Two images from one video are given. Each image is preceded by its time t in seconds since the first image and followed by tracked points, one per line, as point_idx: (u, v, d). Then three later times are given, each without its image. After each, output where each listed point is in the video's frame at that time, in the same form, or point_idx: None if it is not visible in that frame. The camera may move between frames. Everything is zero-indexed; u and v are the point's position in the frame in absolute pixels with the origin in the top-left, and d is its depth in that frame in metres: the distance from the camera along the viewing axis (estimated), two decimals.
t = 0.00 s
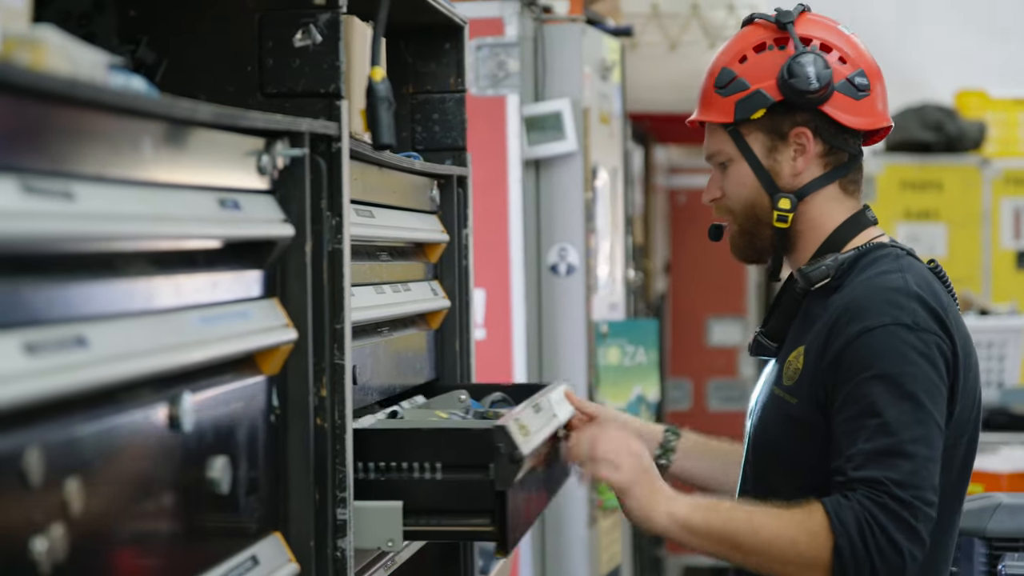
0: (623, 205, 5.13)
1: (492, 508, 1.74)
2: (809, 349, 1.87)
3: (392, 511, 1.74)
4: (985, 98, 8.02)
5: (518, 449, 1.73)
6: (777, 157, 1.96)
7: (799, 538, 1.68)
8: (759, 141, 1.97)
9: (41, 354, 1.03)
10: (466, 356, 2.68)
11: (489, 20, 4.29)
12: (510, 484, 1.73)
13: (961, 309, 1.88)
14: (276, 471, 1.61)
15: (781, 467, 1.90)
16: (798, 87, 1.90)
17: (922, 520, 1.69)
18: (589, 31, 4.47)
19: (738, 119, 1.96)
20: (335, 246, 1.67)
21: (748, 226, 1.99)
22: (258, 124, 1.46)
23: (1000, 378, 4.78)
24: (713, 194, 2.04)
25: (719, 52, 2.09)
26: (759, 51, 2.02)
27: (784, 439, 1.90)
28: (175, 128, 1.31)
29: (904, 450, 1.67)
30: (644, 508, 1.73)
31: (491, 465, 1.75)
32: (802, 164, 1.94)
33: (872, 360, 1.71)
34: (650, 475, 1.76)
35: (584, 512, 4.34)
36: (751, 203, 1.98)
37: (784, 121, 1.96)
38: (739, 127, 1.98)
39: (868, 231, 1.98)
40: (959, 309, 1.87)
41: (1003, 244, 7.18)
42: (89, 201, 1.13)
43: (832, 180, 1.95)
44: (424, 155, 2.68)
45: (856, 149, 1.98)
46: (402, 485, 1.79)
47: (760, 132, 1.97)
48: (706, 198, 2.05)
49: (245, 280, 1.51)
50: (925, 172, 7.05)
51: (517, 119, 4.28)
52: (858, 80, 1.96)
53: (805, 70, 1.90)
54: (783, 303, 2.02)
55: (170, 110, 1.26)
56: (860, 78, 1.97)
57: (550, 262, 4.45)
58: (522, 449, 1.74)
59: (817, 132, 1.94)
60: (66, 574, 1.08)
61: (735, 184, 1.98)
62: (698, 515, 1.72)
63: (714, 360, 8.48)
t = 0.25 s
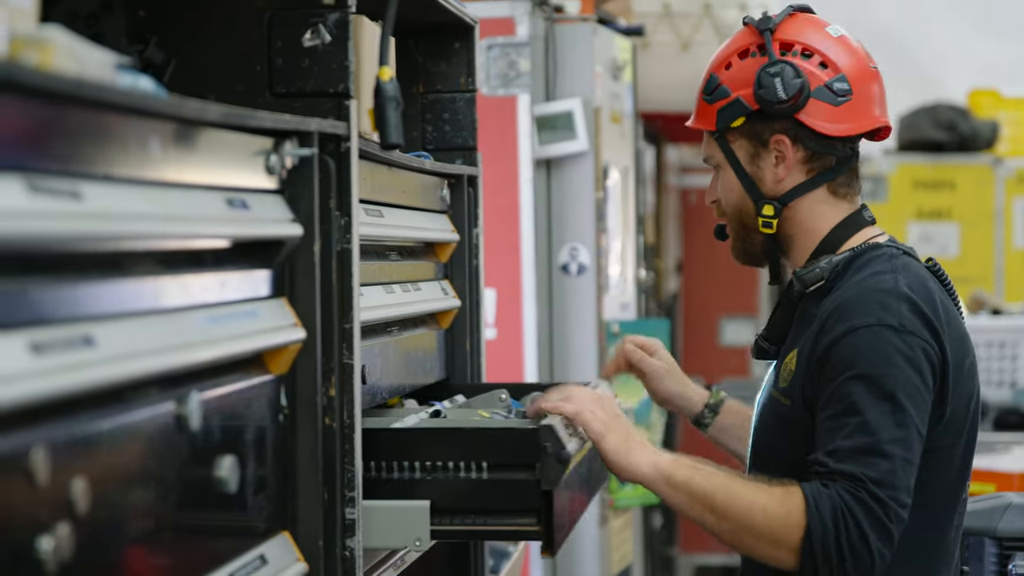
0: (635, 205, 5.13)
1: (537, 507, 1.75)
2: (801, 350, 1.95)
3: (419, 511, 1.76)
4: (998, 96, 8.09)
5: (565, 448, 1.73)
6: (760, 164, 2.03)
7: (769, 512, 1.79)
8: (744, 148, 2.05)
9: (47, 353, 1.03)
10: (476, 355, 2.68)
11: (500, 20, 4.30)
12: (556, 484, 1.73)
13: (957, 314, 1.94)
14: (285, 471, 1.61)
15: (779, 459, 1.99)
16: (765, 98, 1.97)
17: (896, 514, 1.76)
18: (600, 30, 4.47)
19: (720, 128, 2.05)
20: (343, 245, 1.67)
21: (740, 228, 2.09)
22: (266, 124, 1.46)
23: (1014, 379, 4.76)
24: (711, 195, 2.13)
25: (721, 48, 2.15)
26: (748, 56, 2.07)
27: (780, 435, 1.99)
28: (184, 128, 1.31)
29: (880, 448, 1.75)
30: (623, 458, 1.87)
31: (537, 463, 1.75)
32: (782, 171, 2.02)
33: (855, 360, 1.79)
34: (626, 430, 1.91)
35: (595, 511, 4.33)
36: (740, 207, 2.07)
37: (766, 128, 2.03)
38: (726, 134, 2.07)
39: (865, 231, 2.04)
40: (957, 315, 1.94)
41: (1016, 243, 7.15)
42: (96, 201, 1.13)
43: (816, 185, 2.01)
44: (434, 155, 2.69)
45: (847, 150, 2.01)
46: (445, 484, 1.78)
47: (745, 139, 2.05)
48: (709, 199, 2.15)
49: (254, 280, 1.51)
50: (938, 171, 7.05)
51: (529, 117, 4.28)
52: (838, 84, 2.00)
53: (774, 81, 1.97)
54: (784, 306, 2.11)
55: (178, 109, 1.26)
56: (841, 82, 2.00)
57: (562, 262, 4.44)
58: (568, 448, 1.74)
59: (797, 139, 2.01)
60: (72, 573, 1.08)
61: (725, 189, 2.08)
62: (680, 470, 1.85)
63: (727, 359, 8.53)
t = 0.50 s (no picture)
0: (638, 205, 5.13)
1: (566, 507, 1.74)
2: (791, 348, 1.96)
3: (428, 510, 1.77)
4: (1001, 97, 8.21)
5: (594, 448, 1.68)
6: (752, 163, 2.04)
7: (773, 514, 1.80)
8: (735, 148, 2.05)
9: (42, 353, 1.03)
10: (477, 354, 2.68)
11: (502, 20, 4.30)
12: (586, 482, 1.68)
13: (949, 308, 1.95)
14: (283, 471, 1.61)
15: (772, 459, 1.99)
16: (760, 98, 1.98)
17: (899, 510, 1.77)
18: (603, 30, 4.47)
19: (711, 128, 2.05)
20: (342, 245, 1.67)
21: (732, 228, 2.09)
22: (264, 124, 1.46)
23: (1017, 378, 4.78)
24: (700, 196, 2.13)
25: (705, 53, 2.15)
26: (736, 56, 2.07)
27: (773, 433, 1.99)
28: (181, 128, 1.31)
29: (881, 446, 1.75)
30: (631, 459, 1.85)
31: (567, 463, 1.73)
32: (775, 171, 2.02)
33: (849, 358, 1.79)
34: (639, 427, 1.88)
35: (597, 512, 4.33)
36: (731, 207, 2.07)
37: (758, 127, 2.03)
38: (717, 134, 2.07)
39: (856, 229, 2.05)
40: (948, 309, 1.94)
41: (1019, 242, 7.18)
42: (93, 201, 1.13)
43: (809, 184, 2.02)
44: (435, 155, 2.69)
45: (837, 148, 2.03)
46: (474, 483, 1.77)
47: (736, 139, 2.05)
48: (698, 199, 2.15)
49: (251, 280, 1.51)
50: (941, 171, 7.06)
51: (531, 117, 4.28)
52: (832, 83, 2.01)
53: (767, 81, 1.98)
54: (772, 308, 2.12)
55: (176, 109, 1.26)
56: (834, 82, 2.01)
57: (564, 261, 4.44)
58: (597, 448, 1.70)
59: (790, 138, 2.01)
60: (67, 572, 1.08)
61: (717, 188, 2.08)
62: (685, 475, 1.85)
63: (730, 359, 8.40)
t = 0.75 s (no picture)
0: (636, 203, 5.12)
1: (592, 507, 1.74)
2: (784, 349, 1.96)
3: (440, 510, 1.77)
4: (1002, 95, 8.22)
5: (621, 447, 1.71)
6: (752, 155, 2.04)
7: (793, 510, 1.80)
8: (731, 142, 2.05)
9: (34, 353, 1.03)
10: (474, 354, 2.68)
11: (500, 20, 4.30)
12: (613, 483, 1.71)
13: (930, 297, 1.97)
14: (277, 471, 1.61)
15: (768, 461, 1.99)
16: (775, 82, 1.99)
17: (916, 499, 1.77)
18: (601, 29, 4.46)
19: (711, 121, 2.03)
20: (337, 245, 1.67)
21: (724, 229, 2.06)
22: (259, 124, 1.46)
23: (1017, 378, 4.78)
24: (681, 201, 2.10)
25: (675, 59, 2.15)
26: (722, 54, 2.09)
27: (767, 435, 1.99)
28: (174, 127, 1.31)
29: (893, 436, 1.75)
30: (652, 461, 1.88)
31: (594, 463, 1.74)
32: (777, 160, 2.03)
33: (849, 353, 1.79)
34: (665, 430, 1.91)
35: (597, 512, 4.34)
36: (726, 204, 2.05)
37: (754, 121, 2.04)
38: (709, 130, 2.05)
39: (835, 226, 2.09)
40: (929, 298, 1.96)
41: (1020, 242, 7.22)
42: (83, 201, 1.13)
43: (804, 174, 2.05)
44: (432, 154, 2.69)
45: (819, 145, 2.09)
46: (498, 484, 1.77)
47: (732, 133, 2.05)
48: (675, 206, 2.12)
49: (245, 280, 1.51)
50: (941, 170, 7.08)
51: (529, 116, 4.28)
52: (819, 74, 2.09)
53: (779, 65, 1.99)
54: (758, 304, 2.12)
55: (168, 108, 1.26)
56: (821, 73, 2.09)
57: (563, 262, 4.44)
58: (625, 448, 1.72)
59: (789, 128, 2.04)
60: (59, 573, 1.08)
61: (710, 186, 2.05)
62: (703, 478, 1.86)
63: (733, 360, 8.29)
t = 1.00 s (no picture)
0: (636, 203, 5.13)
1: (596, 506, 1.75)
2: (770, 349, 1.96)
3: (439, 509, 1.76)
4: (1003, 95, 8.21)
5: (624, 447, 1.72)
6: (730, 157, 2.04)
7: (798, 504, 1.80)
8: (709, 144, 2.04)
9: (24, 350, 1.03)
10: (471, 352, 2.68)
11: (500, 19, 4.30)
12: (615, 482, 1.72)
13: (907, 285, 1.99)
14: (271, 468, 1.62)
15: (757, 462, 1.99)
16: (753, 84, 1.99)
17: (917, 486, 1.78)
18: (600, 29, 4.46)
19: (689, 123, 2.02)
20: (332, 244, 1.67)
21: (704, 230, 2.06)
22: (252, 123, 1.46)
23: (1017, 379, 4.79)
24: (659, 204, 2.08)
25: (650, 61, 2.13)
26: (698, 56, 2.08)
27: (753, 434, 1.99)
28: (167, 126, 1.31)
29: (892, 427, 1.76)
30: (656, 458, 1.85)
31: (597, 463, 1.74)
32: (755, 161, 2.04)
33: (841, 349, 1.80)
34: (666, 428, 1.88)
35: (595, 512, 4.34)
36: (706, 206, 2.05)
37: (732, 123, 2.04)
38: (688, 132, 2.04)
39: (816, 225, 2.09)
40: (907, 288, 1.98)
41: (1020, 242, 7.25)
42: (75, 198, 1.13)
43: (781, 176, 2.06)
44: (430, 153, 2.69)
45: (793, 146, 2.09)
46: (501, 483, 1.77)
47: (710, 135, 2.04)
48: (652, 209, 2.10)
49: (239, 278, 1.51)
50: (941, 170, 7.13)
51: (528, 116, 4.28)
52: (796, 75, 2.08)
53: (757, 66, 1.99)
54: (742, 303, 2.13)
55: (162, 106, 1.26)
56: (798, 74, 2.09)
57: (561, 261, 4.45)
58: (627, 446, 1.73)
59: (766, 129, 2.04)
60: (49, 570, 1.08)
61: (689, 188, 2.04)
62: (709, 472, 1.85)
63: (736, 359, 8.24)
